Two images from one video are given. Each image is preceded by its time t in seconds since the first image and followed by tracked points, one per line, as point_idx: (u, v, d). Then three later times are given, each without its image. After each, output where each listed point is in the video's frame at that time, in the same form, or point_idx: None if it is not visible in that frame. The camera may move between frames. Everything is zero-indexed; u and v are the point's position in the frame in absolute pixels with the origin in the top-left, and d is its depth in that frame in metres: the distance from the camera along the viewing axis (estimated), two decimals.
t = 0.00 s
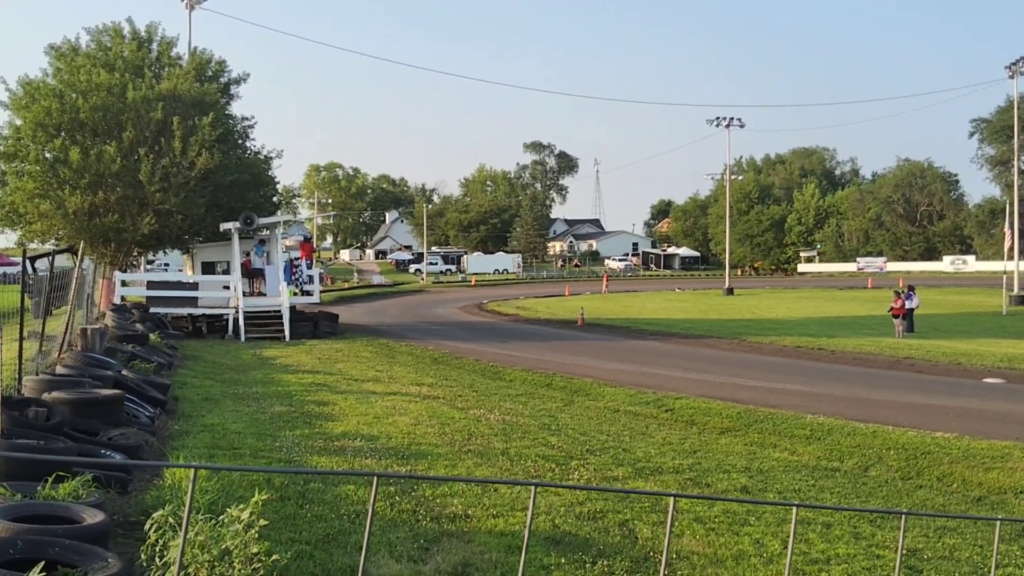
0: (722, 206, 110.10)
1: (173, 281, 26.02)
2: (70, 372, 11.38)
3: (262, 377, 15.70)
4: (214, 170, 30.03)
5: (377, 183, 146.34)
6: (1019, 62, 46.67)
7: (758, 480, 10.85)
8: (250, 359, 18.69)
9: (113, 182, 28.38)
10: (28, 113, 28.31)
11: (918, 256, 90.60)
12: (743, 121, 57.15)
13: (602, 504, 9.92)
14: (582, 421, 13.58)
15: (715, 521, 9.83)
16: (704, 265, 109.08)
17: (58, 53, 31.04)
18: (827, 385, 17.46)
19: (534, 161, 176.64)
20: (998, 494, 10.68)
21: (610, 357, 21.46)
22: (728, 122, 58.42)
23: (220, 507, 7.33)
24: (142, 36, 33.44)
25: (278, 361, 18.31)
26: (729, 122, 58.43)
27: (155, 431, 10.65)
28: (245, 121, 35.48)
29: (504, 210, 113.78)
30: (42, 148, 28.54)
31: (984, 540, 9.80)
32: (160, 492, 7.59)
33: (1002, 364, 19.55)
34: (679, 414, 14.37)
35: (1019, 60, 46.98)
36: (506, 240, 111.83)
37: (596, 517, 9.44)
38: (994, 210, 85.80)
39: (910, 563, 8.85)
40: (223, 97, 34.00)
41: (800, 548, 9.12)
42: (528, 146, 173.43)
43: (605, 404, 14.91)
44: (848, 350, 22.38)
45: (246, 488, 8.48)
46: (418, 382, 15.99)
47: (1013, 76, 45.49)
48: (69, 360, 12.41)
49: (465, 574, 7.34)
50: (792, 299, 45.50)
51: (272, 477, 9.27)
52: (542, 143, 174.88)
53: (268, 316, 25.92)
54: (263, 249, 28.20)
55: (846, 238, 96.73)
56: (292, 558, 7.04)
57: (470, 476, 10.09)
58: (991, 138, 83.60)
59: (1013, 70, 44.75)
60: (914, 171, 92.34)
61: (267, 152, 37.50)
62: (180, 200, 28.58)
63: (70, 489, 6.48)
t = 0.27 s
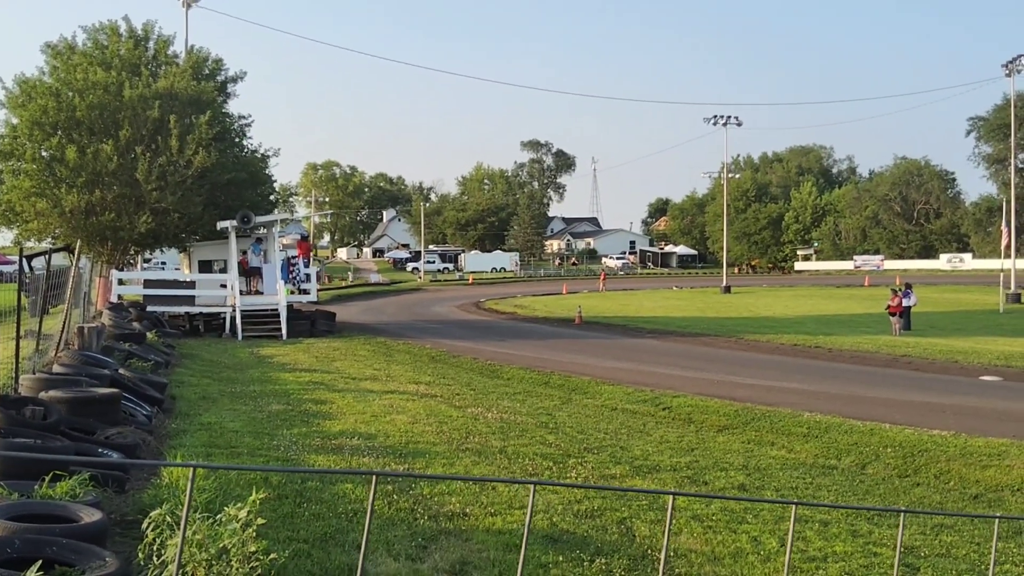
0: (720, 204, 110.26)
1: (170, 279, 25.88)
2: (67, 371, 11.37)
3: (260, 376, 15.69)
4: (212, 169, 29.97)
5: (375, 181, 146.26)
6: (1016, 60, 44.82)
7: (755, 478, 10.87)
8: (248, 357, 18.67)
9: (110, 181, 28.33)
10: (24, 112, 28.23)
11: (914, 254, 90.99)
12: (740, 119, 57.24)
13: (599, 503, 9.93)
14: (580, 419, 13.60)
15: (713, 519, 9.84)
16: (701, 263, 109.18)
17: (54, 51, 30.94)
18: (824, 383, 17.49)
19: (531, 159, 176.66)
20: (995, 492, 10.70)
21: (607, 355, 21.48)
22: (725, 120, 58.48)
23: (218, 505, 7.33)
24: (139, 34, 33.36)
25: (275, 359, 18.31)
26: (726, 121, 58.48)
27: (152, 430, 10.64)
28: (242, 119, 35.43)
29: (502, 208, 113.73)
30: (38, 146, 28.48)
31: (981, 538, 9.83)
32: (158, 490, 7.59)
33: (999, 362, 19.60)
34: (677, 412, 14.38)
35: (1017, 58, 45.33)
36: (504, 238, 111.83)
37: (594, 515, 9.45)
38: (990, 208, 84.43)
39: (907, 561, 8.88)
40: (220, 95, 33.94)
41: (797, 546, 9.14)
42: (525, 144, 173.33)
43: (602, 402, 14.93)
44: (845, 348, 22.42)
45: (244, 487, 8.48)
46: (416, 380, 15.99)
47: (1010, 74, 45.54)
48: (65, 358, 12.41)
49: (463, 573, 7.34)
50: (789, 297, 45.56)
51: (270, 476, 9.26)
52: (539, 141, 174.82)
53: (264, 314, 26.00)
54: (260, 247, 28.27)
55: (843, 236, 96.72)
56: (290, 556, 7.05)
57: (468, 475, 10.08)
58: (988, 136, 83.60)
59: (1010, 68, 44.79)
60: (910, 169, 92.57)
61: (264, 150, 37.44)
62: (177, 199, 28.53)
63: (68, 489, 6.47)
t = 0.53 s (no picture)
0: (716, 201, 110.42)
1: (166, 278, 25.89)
2: (63, 370, 11.36)
3: (256, 375, 15.67)
4: (208, 167, 29.91)
5: (371, 179, 146.17)
6: (1012, 58, 44.62)
7: (752, 475, 10.88)
8: (244, 356, 18.66)
9: (106, 179, 28.27)
10: (20, 110, 28.15)
11: (911, 251, 90.71)
12: (737, 116, 57.33)
13: (597, 501, 9.94)
14: (577, 417, 13.60)
15: (709, 516, 9.85)
16: (698, 261, 109.29)
17: (49, 49, 30.85)
18: (820, 380, 17.50)
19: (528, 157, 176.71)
20: (991, 489, 10.72)
21: (604, 353, 21.49)
22: (722, 118, 58.53)
23: (215, 504, 7.32)
24: (135, 32, 33.28)
25: (272, 358, 18.29)
26: (723, 119, 58.52)
27: (149, 429, 10.63)
28: (238, 117, 35.35)
29: (499, 206, 113.72)
30: (34, 145, 28.39)
31: (978, 535, 9.84)
32: (154, 490, 7.58)
33: (995, 359, 19.65)
34: (674, 410, 14.39)
35: (1012, 56, 45.07)
36: (501, 236, 111.86)
37: (591, 513, 9.46)
38: (987, 206, 84.09)
39: (903, 558, 8.89)
40: (216, 93, 33.87)
41: (794, 543, 9.15)
42: (522, 142, 173.31)
43: (599, 400, 14.93)
44: (841, 346, 22.45)
45: (240, 486, 8.46)
46: (413, 379, 15.98)
47: (1006, 71, 45.61)
48: (61, 357, 12.39)
49: (460, 571, 7.34)
50: (786, 295, 45.61)
51: (267, 474, 9.25)
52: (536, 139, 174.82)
53: (261, 313, 25.91)
54: (257, 246, 28.19)
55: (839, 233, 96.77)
56: (287, 555, 7.04)
57: (465, 473, 10.08)
58: (985, 134, 83.68)
59: (1005, 66, 44.86)
60: (907, 167, 92.91)
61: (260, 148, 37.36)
62: (173, 197, 28.46)
63: (64, 488, 6.46)
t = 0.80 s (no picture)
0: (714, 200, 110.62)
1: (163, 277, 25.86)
2: (60, 369, 11.34)
3: (254, 374, 15.65)
4: (205, 166, 29.87)
5: (368, 178, 146.04)
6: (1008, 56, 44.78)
7: (750, 473, 10.89)
8: (242, 355, 18.63)
9: (103, 178, 28.22)
10: (16, 109, 28.09)
11: (908, 249, 90.40)
12: (733, 115, 57.36)
13: (595, 499, 9.94)
14: (575, 416, 13.61)
15: (707, 514, 9.86)
16: (695, 259, 109.34)
17: (45, 48, 30.79)
18: (818, 378, 17.50)
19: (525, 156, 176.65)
20: (989, 486, 10.74)
21: (602, 351, 21.49)
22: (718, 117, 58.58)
23: (213, 504, 7.32)
24: (131, 31, 33.23)
25: (269, 357, 18.27)
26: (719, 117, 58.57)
27: (146, 428, 10.61)
28: (235, 116, 35.31)
29: (496, 205, 113.67)
30: (30, 143, 28.32)
31: (975, 533, 9.85)
32: (152, 489, 7.57)
33: (992, 356, 19.67)
34: (672, 408, 14.40)
35: (1008, 54, 45.10)
36: (498, 235, 111.83)
37: (589, 511, 9.46)
38: (983, 202, 83.52)
39: (901, 556, 8.91)
40: (212, 92, 33.83)
41: (792, 541, 9.15)
42: (519, 140, 173.26)
43: (597, 399, 14.93)
44: (839, 344, 22.46)
45: (238, 485, 8.46)
46: (410, 378, 15.96)
47: (1002, 70, 45.68)
48: (58, 357, 12.36)
49: (458, 570, 7.34)
50: (783, 293, 45.64)
51: (264, 473, 9.24)
52: (533, 138, 174.75)
53: (258, 312, 25.86)
54: (254, 245, 28.13)
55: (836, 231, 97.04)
56: (285, 554, 7.03)
57: (463, 472, 10.08)
58: (981, 131, 83.70)
59: (1002, 64, 44.92)
60: (904, 165, 93.19)
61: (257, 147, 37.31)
62: (170, 196, 28.44)
63: (61, 487, 6.45)
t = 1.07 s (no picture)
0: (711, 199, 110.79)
1: (161, 277, 25.78)
2: (58, 370, 11.32)
3: (251, 374, 15.64)
4: (202, 166, 29.82)
5: (366, 178, 146.02)
6: (1005, 55, 44.92)
7: (748, 472, 10.90)
8: (239, 355, 18.62)
9: (100, 178, 28.19)
10: (12, 110, 28.05)
11: (905, 248, 90.90)
12: (731, 115, 57.41)
13: (593, 498, 9.95)
14: (573, 415, 13.62)
15: (705, 513, 9.88)
16: (693, 259, 109.47)
17: (42, 48, 30.78)
18: (816, 378, 17.51)
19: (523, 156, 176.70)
20: (987, 485, 10.76)
21: (599, 351, 21.50)
22: (715, 116, 58.69)
23: (210, 503, 7.32)
24: (128, 31, 33.19)
25: (267, 357, 18.26)
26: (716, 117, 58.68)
27: (143, 428, 10.60)
28: (232, 116, 35.30)
29: (494, 205, 113.68)
30: (27, 144, 28.27)
31: (973, 531, 9.87)
32: (150, 489, 7.58)
33: (990, 356, 19.72)
34: (669, 407, 14.41)
35: (1005, 54, 45.24)
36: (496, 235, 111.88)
37: (587, 510, 9.47)
38: (980, 202, 84.39)
39: (899, 554, 8.93)
40: (209, 92, 33.80)
41: (790, 540, 9.17)
42: (517, 140, 173.23)
43: (595, 399, 14.93)
44: (836, 343, 22.50)
45: (236, 485, 8.45)
46: (408, 378, 15.95)
47: (998, 69, 45.78)
48: (56, 357, 12.35)
49: (457, 570, 7.33)
50: (780, 293, 45.72)
51: (262, 474, 9.24)
52: (531, 138, 174.85)
53: (256, 312, 25.85)
54: (252, 245, 28.09)
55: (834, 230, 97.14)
56: (283, 555, 7.03)
57: (461, 471, 10.08)
58: (979, 131, 83.86)
59: (998, 63, 45.02)
60: (901, 164, 93.07)
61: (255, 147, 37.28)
62: (167, 196, 28.44)
63: (59, 488, 6.45)
